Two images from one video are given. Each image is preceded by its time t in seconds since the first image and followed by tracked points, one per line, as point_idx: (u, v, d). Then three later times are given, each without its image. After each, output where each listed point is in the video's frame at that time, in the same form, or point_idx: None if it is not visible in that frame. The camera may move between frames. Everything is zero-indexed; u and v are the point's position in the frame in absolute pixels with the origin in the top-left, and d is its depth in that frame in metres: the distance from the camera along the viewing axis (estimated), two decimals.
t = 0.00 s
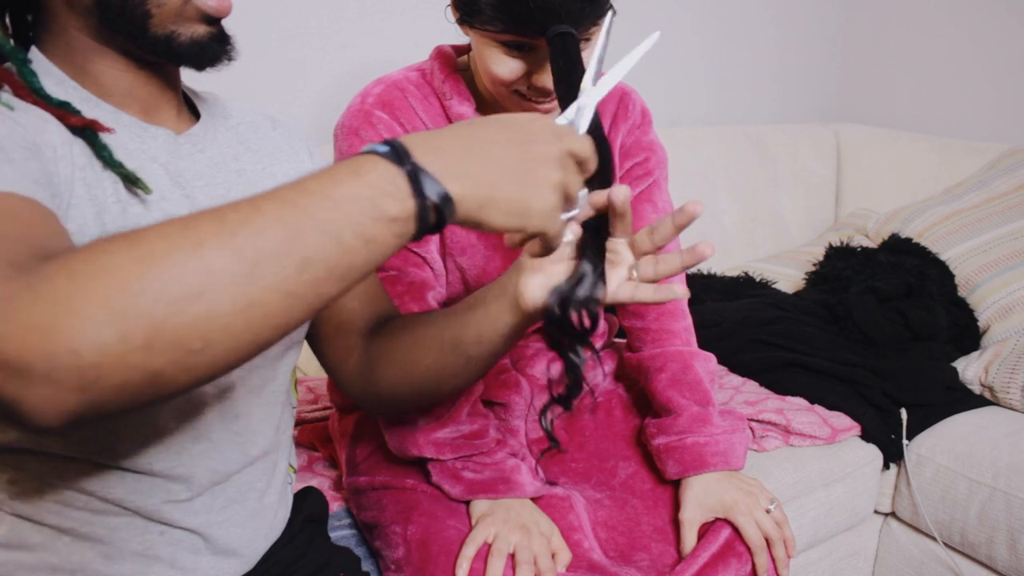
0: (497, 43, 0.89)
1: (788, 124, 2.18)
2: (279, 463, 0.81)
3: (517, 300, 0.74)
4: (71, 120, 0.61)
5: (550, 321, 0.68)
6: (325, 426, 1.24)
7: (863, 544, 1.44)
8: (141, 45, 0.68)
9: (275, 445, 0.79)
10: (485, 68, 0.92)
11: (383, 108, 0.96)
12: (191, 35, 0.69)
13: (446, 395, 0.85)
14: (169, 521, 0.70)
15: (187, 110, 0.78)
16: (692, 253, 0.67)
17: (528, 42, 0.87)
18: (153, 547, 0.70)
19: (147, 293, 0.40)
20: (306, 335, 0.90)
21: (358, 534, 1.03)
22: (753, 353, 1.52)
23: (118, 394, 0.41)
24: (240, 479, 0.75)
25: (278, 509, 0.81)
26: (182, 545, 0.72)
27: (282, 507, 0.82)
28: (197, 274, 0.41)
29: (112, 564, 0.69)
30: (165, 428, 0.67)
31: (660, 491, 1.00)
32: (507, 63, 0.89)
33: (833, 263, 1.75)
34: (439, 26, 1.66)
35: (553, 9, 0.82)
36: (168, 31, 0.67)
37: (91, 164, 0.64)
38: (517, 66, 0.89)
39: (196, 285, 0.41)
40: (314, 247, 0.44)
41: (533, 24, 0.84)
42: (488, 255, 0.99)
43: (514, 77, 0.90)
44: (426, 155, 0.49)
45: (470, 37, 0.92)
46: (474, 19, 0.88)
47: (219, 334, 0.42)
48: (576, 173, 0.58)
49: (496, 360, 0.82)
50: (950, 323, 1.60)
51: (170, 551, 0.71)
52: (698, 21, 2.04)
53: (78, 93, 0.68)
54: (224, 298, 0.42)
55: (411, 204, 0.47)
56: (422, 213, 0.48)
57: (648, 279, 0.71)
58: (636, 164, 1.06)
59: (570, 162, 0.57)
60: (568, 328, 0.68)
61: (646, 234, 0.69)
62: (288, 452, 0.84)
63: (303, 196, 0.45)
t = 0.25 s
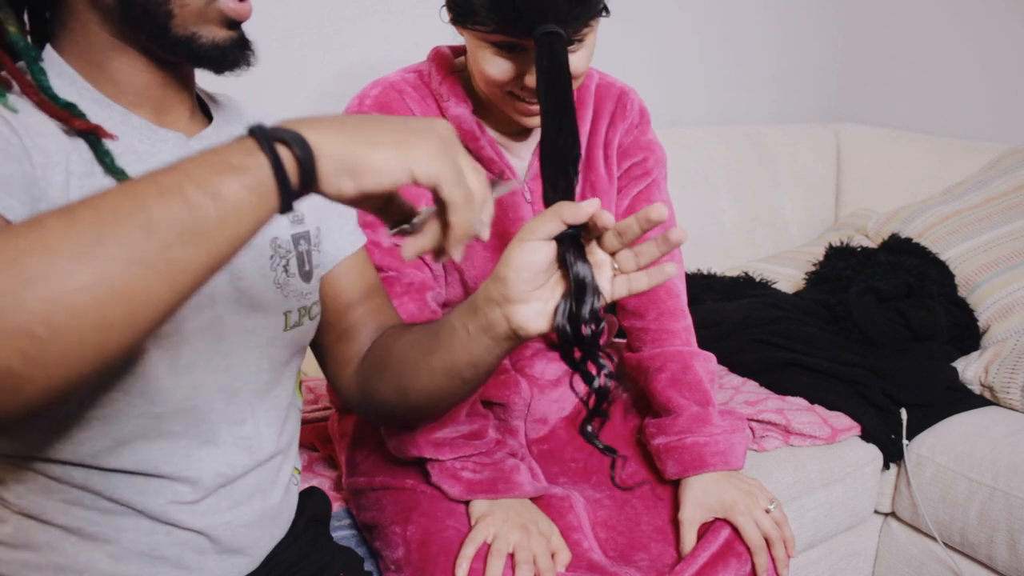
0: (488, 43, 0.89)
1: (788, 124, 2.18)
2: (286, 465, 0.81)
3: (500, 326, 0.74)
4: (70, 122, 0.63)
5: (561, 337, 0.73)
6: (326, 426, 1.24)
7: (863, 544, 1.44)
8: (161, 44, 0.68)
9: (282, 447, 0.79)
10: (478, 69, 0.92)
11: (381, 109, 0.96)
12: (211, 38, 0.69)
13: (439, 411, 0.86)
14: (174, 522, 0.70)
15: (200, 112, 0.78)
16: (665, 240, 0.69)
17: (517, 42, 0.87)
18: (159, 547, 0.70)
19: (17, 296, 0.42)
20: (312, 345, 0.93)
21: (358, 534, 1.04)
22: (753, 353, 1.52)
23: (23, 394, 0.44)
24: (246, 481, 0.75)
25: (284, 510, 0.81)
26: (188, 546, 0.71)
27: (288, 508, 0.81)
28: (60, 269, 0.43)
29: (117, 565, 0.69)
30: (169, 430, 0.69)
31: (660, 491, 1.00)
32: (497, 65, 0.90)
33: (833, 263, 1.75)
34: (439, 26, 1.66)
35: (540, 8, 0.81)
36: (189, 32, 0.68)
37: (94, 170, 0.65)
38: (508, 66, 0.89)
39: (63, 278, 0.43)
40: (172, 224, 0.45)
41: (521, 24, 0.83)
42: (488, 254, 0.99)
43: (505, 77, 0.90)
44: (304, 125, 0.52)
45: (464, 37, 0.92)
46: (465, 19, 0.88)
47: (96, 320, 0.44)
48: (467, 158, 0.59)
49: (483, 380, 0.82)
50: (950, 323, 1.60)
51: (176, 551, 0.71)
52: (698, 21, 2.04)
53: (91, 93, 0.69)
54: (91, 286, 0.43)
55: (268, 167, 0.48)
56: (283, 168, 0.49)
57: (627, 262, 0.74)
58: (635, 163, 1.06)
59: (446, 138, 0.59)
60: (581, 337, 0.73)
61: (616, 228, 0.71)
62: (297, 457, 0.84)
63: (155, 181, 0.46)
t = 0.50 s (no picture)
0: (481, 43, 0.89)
1: (788, 124, 2.18)
2: (283, 467, 0.81)
3: (491, 327, 0.74)
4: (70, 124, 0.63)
5: (550, 337, 0.69)
6: (325, 426, 1.24)
7: (863, 544, 1.44)
8: (157, 47, 0.68)
9: (279, 449, 0.79)
10: (472, 69, 0.92)
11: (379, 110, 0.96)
12: (208, 44, 0.69)
13: (434, 412, 0.86)
14: (170, 525, 0.70)
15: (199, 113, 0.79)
16: (655, 233, 0.69)
17: (511, 43, 0.87)
18: (155, 550, 0.70)
19: (19, 246, 0.44)
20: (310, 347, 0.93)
21: (357, 535, 1.04)
22: (752, 353, 1.52)
23: (34, 345, 0.46)
24: (243, 483, 0.75)
25: (282, 512, 0.81)
26: (185, 549, 0.72)
27: (286, 509, 0.82)
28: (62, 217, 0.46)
29: (114, 566, 0.69)
30: (164, 432, 0.69)
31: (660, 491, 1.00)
32: (490, 65, 0.90)
33: (833, 263, 1.75)
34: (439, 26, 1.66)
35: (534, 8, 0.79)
36: (185, 37, 0.68)
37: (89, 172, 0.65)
38: (501, 66, 0.90)
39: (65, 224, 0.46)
40: (157, 171, 0.48)
41: (513, 24, 0.83)
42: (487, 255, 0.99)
43: (498, 77, 0.90)
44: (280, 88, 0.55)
45: (460, 38, 0.92)
46: (458, 19, 0.88)
47: (95, 263, 0.46)
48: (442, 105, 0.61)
49: (476, 383, 0.82)
50: (950, 323, 1.59)
51: (173, 553, 0.71)
52: (698, 21, 2.04)
53: (89, 94, 0.69)
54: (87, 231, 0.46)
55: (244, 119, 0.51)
56: (257, 119, 0.51)
57: (617, 260, 0.73)
58: (634, 163, 1.06)
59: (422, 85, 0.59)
60: (570, 337, 0.69)
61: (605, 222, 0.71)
62: (295, 458, 0.84)
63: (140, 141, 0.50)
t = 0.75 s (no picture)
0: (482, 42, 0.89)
1: (788, 124, 2.18)
2: (283, 466, 0.81)
3: (488, 324, 0.74)
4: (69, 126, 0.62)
5: (547, 336, 0.69)
6: (325, 426, 1.24)
7: (863, 544, 1.44)
8: (153, 46, 0.68)
9: (278, 448, 0.79)
10: (474, 68, 0.92)
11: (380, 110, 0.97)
12: (204, 41, 0.69)
13: (431, 411, 0.86)
14: (170, 523, 0.70)
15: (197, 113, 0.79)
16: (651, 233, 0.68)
17: (511, 42, 0.87)
18: (154, 549, 0.70)
19: (41, 227, 0.45)
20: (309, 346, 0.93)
21: (357, 535, 1.04)
22: (753, 353, 1.52)
23: (57, 326, 0.46)
24: (242, 483, 0.75)
25: (281, 511, 0.81)
26: (184, 548, 0.72)
27: (285, 509, 0.82)
28: (85, 196, 0.46)
29: (113, 567, 0.69)
30: (163, 431, 0.69)
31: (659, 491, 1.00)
32: (491, 64, 0.90)
33: (833, 263, 1.75)
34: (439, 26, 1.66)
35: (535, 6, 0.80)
36: (181, 36, 0.68)
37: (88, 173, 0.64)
38: (502, 66, 0.90)
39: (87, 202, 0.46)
40: (174, 152, 0.49)
41: (514, 22, 0.83)
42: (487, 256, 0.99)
43: (499, 76, 0.90)
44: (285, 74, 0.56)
45: (462, 37, 0.92)
46: (459, 18, 0.88)
47: (115, 243, 0.47)
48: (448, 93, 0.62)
49: (472, 381, 0.82)
50: (950, 323, 1.59)
51: (172, 553, 0.71)
52: (698, 21, 2.05)
53: (85, 95, 0.69)
54: (107, 210, 0.47)
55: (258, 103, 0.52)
56: (266, 103, 0.52)
57: (614, 259, 0.73)
58: (635, 163, 1.06)
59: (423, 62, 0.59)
60: (568, 337, 0.69)
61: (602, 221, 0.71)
62: (293, 458, 0.84)
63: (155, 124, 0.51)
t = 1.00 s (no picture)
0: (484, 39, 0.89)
1: (789, 124, 2.18)
2: (282, 464, 0.81)
3: (489, 318, 0.74)
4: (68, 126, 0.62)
5: (547, 325, 0.70)
6: (325, 426, 1.24)
7: (863, 544, 1.44)
8: (150, 46, 0.68)
9: (277, 448, 0.79)
10: (476, 65, 0.92)
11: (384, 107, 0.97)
12: (201, 41, 0.68)
13: (432, 406, 0.86)
14: (169, 523, 0.70)
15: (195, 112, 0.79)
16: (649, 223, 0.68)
17: (513, 36, 0.87)
18: (153, 550, 0.70)
19: (46, 221, 0.45)
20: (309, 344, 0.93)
21: (357, 535, 1.04)
22: (753, 353, 1.52)
23: (61, 320, 0.46)
24: (242, 483, 0.75)
25: (280, 510, 0.81)
26: (183, 548, 0.72)
27: (284, 508, 0.82)
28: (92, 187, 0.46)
29: (112, 568, 0.69)
30: (162, 431, 0.69)
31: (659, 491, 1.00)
32: (494, 61, 0.90)
33: (833, 263, 1.75)
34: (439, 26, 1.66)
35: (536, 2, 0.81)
36: (178, 36, 0.68)
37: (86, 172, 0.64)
38: (504, 62, 0.90)
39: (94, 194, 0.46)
40: (179, 146, 0.49)
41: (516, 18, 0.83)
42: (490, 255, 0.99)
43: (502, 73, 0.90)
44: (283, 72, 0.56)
45: (462, 35, 0.92)
46: (461, 15, 0.88)
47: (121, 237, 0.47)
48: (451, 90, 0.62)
49: (473, 374, 0.82)
50: (950, 323, 1.59)
51: (171, 553, 0.71)
52: (698, 21, 2.04)
53: (82, 95, 0.69)
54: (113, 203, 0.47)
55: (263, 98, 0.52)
56: (270, 100, 0.52)
57: (614, 249, 0.73)
58: (639, 161, 1.06)
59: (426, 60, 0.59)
60: (567, 326, 0.71)
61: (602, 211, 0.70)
62: (292, 457, 0.85)
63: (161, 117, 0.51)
